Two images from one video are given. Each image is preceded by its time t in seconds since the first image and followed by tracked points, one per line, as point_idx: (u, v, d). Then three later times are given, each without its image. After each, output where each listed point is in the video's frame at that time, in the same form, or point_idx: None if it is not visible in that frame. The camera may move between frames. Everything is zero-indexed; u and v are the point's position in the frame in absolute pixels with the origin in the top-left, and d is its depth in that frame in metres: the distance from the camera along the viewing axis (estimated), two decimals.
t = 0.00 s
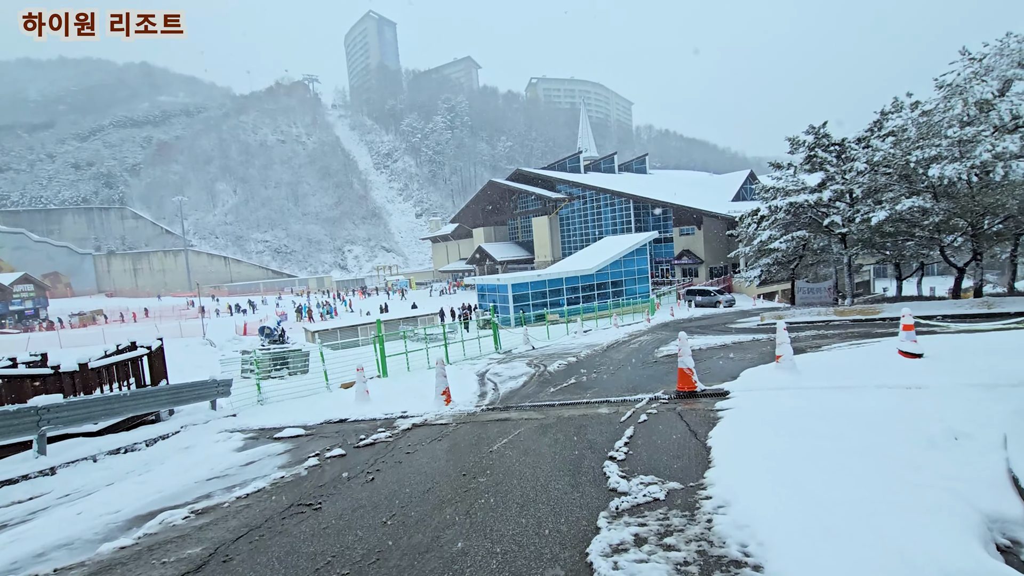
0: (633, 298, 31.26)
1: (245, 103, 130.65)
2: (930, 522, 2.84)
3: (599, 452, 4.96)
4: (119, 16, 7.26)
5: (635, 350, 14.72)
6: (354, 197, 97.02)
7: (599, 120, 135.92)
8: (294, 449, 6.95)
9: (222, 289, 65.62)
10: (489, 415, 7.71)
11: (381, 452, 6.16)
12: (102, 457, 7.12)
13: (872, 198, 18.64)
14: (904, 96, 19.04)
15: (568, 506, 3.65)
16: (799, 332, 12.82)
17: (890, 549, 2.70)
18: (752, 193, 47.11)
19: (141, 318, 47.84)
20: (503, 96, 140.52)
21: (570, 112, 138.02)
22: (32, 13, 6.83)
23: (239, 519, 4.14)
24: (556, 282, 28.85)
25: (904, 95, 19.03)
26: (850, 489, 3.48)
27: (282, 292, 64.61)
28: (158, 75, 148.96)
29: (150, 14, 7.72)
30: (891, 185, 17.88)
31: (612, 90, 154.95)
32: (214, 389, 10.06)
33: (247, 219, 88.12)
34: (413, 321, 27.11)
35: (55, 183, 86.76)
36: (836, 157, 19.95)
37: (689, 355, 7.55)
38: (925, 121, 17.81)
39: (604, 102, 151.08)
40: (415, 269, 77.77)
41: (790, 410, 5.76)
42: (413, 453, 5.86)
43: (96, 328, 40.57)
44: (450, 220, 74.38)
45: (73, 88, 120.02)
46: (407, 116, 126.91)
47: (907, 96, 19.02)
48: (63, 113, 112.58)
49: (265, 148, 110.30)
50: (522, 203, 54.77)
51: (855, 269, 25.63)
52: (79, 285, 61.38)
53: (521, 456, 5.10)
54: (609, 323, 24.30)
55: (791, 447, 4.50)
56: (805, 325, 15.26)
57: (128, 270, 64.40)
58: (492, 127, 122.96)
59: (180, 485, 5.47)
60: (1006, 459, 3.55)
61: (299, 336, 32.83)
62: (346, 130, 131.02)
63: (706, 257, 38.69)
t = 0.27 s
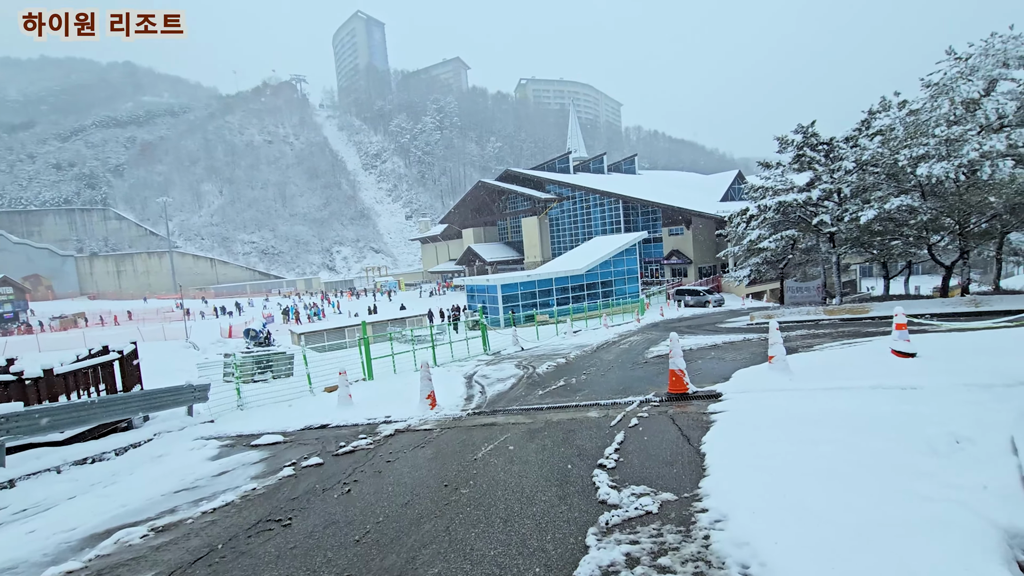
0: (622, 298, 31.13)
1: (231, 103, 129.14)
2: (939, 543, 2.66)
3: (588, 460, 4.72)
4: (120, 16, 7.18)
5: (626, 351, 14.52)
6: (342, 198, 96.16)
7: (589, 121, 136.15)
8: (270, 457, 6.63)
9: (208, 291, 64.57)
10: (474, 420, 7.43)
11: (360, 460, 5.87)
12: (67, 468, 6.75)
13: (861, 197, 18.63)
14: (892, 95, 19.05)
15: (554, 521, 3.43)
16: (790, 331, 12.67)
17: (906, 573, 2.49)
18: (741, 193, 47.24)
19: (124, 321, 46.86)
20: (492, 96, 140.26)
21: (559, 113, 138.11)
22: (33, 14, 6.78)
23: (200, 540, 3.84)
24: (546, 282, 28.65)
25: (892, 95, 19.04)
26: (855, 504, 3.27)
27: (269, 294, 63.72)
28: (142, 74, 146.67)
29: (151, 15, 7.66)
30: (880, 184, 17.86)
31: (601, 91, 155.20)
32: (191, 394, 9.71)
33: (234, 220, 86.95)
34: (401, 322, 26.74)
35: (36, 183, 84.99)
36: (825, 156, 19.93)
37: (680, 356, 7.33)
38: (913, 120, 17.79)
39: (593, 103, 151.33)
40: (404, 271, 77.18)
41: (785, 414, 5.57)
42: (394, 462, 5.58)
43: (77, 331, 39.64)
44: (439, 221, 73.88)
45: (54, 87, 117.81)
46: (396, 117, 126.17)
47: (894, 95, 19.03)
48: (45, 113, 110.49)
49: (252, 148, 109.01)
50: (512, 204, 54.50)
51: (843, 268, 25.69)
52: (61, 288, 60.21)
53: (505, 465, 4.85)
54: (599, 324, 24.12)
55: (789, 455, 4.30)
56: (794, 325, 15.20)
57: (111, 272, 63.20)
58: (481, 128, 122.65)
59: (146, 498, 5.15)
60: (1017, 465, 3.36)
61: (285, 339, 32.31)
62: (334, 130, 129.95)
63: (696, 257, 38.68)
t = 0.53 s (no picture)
0: (621, 300, 30.87)
1: (227, 106, 128.76)
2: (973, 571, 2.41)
3: (586, 471, 4.45)
4: (121, 17, 6.93)
5: (624, 353, 14.27)
6: (339, 201, 95.90)
7: (585, 123, 136.21)
8: (253, 467, 6.35)
9: (204, 295, 64.11)
10: (467, 427, 7.14)
11: (346, 470, 5.58)
12: (41, 479, 6.46)
13: (861, 196, 18.42)
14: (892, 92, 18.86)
15: (549, 541, 3.18)
16: (792, 332, 12.42)
17: None
18: (738, 195, 47.12)
19: (118, 326, 46.42)
20: (488, 99, 140.24)
21: (556, 115, 138.14)
22: (31, 14, 6.54)
23: (166, 563, 3.56)
24: (543, 284, 28.40)
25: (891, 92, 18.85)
26: (879, 526, 2.99)
27: (265, 298, 63.28)
28: (138, 77, 146.08)
29: (151, 15, 7.39)
30: (881, 182, 17.64)
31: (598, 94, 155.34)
32: (175, 400, 9.40)
33: (230, 224, 86.56)
34: (397, 325, 26.44)
35: (30, 188, 84.36)
36: (824, 155, 19.72)
37: (680, 359, 7.06)
38: (913, 118, 17.61)
39: (590, 106, 151.44)
40: (401, 274, 76.87)
41: (793, 418, 5.29)
42: (381, 472, 5.29)
43: (70, 335, 39.19)
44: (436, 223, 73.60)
45: (49, 91, 117.18)
46: (392, 119, 125.97)
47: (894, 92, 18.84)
48: (39, 116, 109.88)
49: (248, 151, 108.59)
50: (509, 206, 54.23)
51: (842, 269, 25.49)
52: (55, 292, 59.74)
53: (498, 476, 4.58)
54: (597, 326, 23.87)
55: (800, 465, 4.03)
56: (795, 326, 14.98)
57: (106, 276, 62.76)
58: (478, 130, 122.55)
59: (119, 513, 4.85)
60: None
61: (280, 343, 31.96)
62: (331, 133, 129.62)
63: (693, 259, 38.52)
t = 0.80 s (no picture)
0: (635, 305, 30.44)
1: (246, 115, 130.91)
2: None
3: (596, 487, 4.21)
4: (118, 15, 7.35)
5: (640, 359, 13.94)
6: (354, 207, 96.68)
7: (600, 128, 135.80)
8: (256, 477, 6.19)
9: (222, 300, 64.84)
10: (474, 437, 6.92)
11: (348, 483, 5.37)
12: (44, 488, 6.39)
13: (884, 197, 17.88)
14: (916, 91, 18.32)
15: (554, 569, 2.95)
16: (814, 339, 12.00)
17: None
18: (755, 198, 46.40)
19: (139, 331, 47.12)
20: (502, 105, 140.61)
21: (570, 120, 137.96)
22: (33, 14, 6.96)
23: None
24: (557, 289, 28.13)
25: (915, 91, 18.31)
26: (912, 554, 2.74)
27: (282, 303, 63.78)
28: (160, 88, 149.36)
29: (148, 14, 7.84)
30: (905, 183, 17.10)
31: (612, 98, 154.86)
32: (184, 407, 9.35)
33: (248, 230, 87.68)
34: (410, 331, 26.36)
35: (56, 196, 86.35)
36: (845, 156, 19.20)
37: (696, 367, 6.76)
38: (938, 117, 17.07)
39: (604, 110, 150.98)
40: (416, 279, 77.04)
41: (817, 431, 4.98)
42: (383, 485, 5.06)
43: (92, 340, 39.82)
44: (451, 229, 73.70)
45: (75, 102, 120.33)
46: (407, 126, 126.91)
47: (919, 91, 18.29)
48: (66, 127, 112.79)
49: (266, 159, 110.09)
50: (523, 211, 54.05)
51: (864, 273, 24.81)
52: (79, 298, 61.02)
53: (505, 492, 4.35)
54: (611, 331, 23.51)
55: (825, 485, 3.74)
56: (816, 332, 14.53)
57: (129, 282, 63.91)
58: (492, 136, 122.77)
59: (114, 526, 4.72)
60: None
61: (295, 348, 32.08)
62: (347, 140, 130.92)
63: (709, 263, 37.95)
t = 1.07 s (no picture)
0: (660, 313, 29.84)
1: (277, 125, 134.23)
2: None
3: (614, 507, 3.96)
4: (119, 15, 6.96)
5: (664, 368, 13.55)
6: (380, 214, 97.98)
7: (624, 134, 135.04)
8: (269, 484, 6.09)
9: (252, 305, 66.17)
10: (491, 447, 6.69)
11: (358, 493, 5.21)
12: (62, 491, 6.40)
13: (923, 202, 17.14)
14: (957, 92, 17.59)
15: None
16: (849, 349, 11.45)
17: None
18: (784, 204, 45.28)
19: (172, 334, 48.36)
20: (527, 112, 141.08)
21: (594, 127, 137.58)
22: (31, 14, 6.57)
23: None
24: (579, 296, 27.77)
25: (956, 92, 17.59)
26: None
27: (309, 308, 64.77)
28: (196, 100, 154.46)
29: (149, 14, 7.43)
30: (947, 187, 16.35)
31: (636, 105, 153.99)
32: (204, 412, 9.38)
33: (278, 237, 89.52)
34: (432, 337, 26.33)
35: (98, 205, 89.62)
36: (880, 160, 18.52)
37: (725, 378, 6.41)
38: (981, 118, 16.33)
39: (628, 117, 150.22)
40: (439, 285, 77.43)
41: (857, 449, 4.63)
42: (394, 498, 4.87)
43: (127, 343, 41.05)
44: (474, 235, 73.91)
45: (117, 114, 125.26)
46: (432, 134, 128.32)
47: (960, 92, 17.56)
48: (107, 138, 117.41)
49: (295, 167, 112.55)
50: (546, 218, 53.79)
51: (900, 281, 23.84)
52: (117, 302, 63.23)
53: (518, 509, 4.12)
54: (634, 340, 23.06)
55: (870, 511, 3.41)
56: (849, 343, 13.92)
57: (164, 287, 65.67)
58: (516, 143, 122.62)
59: (122, 534, 4.65)
60: None
61: (319, 353, 32.40)
62: (374, 149, 132.96)
63: (736, 270, 37.12)
